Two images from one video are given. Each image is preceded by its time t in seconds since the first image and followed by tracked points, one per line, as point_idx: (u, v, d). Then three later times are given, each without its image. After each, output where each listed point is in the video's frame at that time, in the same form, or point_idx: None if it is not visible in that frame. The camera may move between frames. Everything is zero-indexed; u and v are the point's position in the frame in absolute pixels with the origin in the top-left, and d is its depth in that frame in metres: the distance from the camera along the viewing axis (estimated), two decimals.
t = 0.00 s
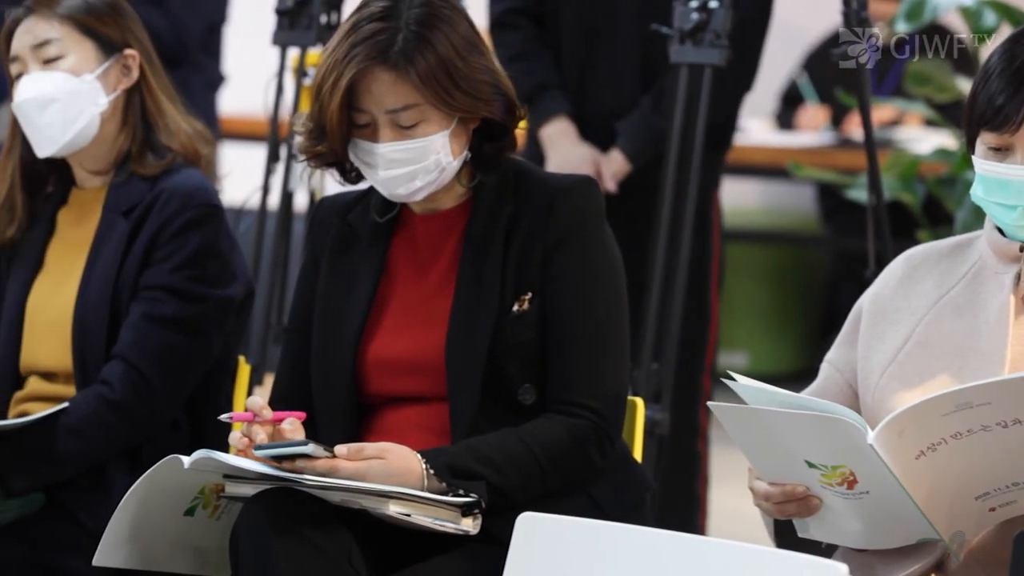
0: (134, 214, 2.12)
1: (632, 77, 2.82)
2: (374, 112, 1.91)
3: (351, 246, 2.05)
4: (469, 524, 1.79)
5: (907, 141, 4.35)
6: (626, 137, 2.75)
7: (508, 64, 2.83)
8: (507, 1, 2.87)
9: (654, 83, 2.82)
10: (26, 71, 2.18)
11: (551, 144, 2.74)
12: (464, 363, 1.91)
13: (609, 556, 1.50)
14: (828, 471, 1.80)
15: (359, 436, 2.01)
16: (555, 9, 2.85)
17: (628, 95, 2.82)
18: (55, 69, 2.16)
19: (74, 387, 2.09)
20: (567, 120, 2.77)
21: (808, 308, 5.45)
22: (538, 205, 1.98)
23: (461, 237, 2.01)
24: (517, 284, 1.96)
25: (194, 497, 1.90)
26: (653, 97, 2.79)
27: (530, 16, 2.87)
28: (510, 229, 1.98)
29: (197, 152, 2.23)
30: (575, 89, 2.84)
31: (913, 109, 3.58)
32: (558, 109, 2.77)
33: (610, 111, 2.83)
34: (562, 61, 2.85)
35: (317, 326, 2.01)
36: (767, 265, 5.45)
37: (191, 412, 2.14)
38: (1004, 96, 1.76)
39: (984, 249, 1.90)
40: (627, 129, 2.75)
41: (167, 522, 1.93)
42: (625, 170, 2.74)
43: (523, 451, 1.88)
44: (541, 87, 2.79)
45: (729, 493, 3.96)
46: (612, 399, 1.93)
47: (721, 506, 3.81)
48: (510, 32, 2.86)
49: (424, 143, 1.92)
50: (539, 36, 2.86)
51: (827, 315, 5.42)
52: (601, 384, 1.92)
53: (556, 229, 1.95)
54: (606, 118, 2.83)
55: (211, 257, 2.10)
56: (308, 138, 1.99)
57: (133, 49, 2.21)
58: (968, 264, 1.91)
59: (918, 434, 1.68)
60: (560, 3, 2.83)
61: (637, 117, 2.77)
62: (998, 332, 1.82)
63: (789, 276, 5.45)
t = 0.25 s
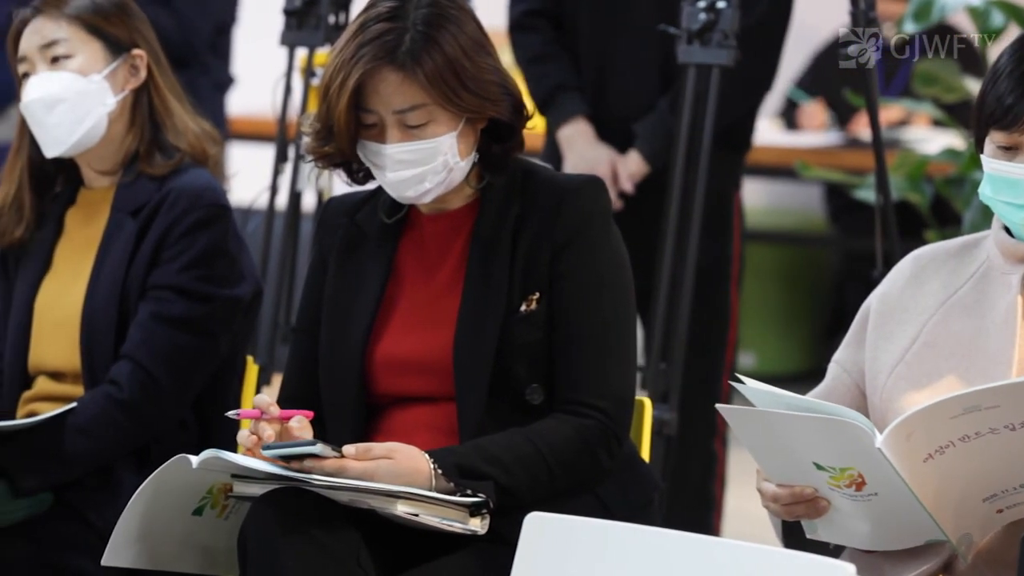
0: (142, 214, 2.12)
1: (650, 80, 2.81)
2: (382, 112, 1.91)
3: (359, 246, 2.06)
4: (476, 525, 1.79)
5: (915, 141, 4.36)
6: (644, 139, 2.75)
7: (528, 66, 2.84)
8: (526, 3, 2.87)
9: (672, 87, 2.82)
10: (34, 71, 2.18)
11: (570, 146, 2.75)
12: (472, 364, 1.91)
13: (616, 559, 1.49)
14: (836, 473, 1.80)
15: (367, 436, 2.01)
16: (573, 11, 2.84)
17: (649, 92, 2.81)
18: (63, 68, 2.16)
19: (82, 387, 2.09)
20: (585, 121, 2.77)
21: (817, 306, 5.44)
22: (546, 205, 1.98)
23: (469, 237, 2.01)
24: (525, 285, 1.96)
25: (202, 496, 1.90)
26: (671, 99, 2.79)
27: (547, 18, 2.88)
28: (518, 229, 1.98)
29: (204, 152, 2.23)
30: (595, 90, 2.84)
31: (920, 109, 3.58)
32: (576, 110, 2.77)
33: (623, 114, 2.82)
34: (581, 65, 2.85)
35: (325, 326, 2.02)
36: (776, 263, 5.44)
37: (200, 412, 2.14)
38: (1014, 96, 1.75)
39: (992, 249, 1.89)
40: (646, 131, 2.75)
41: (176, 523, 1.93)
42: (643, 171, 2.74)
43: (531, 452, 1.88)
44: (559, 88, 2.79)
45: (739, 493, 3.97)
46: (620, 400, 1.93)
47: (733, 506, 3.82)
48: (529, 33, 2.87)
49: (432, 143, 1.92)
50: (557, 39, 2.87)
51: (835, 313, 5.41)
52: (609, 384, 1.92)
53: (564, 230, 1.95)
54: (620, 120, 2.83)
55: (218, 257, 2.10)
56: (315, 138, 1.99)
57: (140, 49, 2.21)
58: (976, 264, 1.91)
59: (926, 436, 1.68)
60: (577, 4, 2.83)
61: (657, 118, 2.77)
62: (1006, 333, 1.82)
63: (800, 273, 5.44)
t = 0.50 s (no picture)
0: (153, 214, 2.12)
1: (663, 78, 2.81)
2: (392, 112, 1.91)
3: (369, 246, 2.06)
4: (486, 525, 1.80)
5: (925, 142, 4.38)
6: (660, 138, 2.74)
7: (544, 66, 2.85)
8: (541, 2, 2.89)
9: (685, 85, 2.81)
10: (44, 71, 2.19)
11: (583, 145, 2.75)
12: (482, 364, 1.91)
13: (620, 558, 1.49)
14: (848, 470, 1.80)
15: (377, 436, 2.01)
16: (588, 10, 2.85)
17: (663, 91, 2.81)
18: (73, 68, 2.17)
19: (93, 387, 2.09)
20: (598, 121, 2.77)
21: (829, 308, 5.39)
22: (557, 204, 1.98)
23: (479, 236, 2.01)
24: (535, 284, 1.96)
25: (212, 496, 1.89)
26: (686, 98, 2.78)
27: (563, 18, 2.89)
28: (528, 229, 1.98)
29: (215, 152, 2.23)
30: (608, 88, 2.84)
31: (931, 110, 3.57)
32: (589, 109, 2.77)
33: (632, 113, 2.82)
34: (595, 65, 2.85)
35: (336, 325, 2.02)
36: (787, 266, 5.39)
37: (211, 410, 2.15)
38: None
39: (1004, 249, 1.89)
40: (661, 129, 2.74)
41: (186, 522, 1.93)
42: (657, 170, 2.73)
43: (541, 451, 1.88)
44: (572, 88, 2.80)
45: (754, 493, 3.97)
46: (630, 400, 1.93)
47: (751, 506, 3.82)
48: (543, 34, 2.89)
49: (443, 142, 1.92)
50: (573, 38, 2.88)
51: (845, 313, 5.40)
52: (619, 384, 1.92)
53: (574, 229, 1.95)
54: (633, 120, 2.82)
55: (229, 257, 2.10)
56: (326, 138, 1.99)
57: (151, 49, 2.21)
58: (987, 263, 1.91)
59: (937, 434, 1.68)
60: (592, 3, 2.84)
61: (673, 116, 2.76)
62: (1017, 333, 1.82)
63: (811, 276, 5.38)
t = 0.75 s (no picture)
0: (167, 214, 2.12)
1: (670, 75, 2.82)
2: (406, 112, 1.91)
3: (383, 245, 2.06)
4: (499, 524, 1.79)
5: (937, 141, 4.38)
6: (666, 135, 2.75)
7: (551, 63, 2.85)
8: (549, 0, 2.88)
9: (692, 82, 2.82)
10: (59, 70, 2.19)
11: (589, 142, 2.76)
12: (496, 363, 1.91)
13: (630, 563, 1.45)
14: (861, 469, 1.80)
15: (391, 435, 2.01)
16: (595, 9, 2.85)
17: (670, 88, 2.82)
18: (88, 68, 2.17)
19: (107, 387, 2.09)
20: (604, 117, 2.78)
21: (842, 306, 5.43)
22: (570, 203, 1.98)
23: (493, 236, 2.01)
24: (549, 284, 1.96)
25: (225, 494, 1.90)
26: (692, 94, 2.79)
27: (571, 16, 2.89)
28: (541, 229, 1.98)
29: (230, 152, 2.23)
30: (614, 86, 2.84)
31: (944, 110, 3.58)
32: (596, 107, 2.78)
33: (645, 113, 2.82)
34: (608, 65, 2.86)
35: (349, 325, 2.02)
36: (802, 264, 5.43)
37: (224, 409, 2.15)
38: None
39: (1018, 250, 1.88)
40: (669, 127, 2.75)
41: (200, 521, 1.93)
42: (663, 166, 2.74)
43: (554, 451, 1.88)
44: (579, 86, 2.81)
45: (765, 492, 3.97)
46: (644, 399, 1.93)
47: (761, 505, 3.82)
48: (551, 31, 2.88)
49: (456, 142, 1.91)
50: (580, 37, 2.88)
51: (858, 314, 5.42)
52: (632, 384, 1.92)
53: (588, 229, 1.95)
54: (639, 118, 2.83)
55: (242, 257, 2.10)
56: (340, 137, 1.99)
57: (165, 48, 2.22)
58: (1001, 264, 1.90)
59: (951, 434, 1.68)
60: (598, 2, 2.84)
61: (678, 113, 2.76)
62: None
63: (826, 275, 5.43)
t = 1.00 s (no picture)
0: (174, 214, 2.12)
1: (660, 71, 2.86)
2: (414, 111, 1.91)
3: (390, 244, 2.06)
4: (506, 524, 1.79)
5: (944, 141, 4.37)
6: (658, 130, 2.79)
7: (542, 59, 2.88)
8: None
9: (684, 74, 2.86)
10: (66, 70, 2.20)
11: (582, 138, 2.79)
12: (503, 363, 1.91)
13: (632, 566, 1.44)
14: (866, 469, 1.80)
15: (398, 435, 2.01)
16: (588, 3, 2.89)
17: (660, 83, 2.86)
18: (95, 68, 2.18)
19: (115, 387, 2.09)
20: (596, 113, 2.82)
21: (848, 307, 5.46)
22: (577, 202, 1.98)
23: (499, 235, 2.01)
24: (556, 283, 1.96)
25: (233, 494, 1.90)
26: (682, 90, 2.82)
27: (564, 13, 2.93)
28: (548, 228, 1.98)
29: (237, 151, 2.23)
30: (607, 77, 2.88)
31: (951, 109, 3.57)
32: (587, 103, 2.82)
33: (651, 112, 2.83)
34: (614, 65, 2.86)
35: (356, 324, 2.02)
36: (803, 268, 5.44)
37: (231, 409, 2.15)
38: None
39: None
40: (660, 123, 2.78)
41: (207, 520, 1.93)
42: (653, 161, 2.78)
43: (560, 450, 1.88)
44: (577, 83, 2.82)
45: (766, 491, 3.97)
46: (650, 399, 1.93)
47: (761, 504, 3.82)
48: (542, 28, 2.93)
49: (464, 142, 1.91)
50: (574, 32, 2.92)
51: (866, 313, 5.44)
52: (639, 383, 1.92)
53: (595, 229, 1.95)
54: (630, 112, 2.87)
55: (249, 257, 2.10)
56: (348, 137, 1.99)
57: (173, 49, 2.23)
58: (1009, 263, 1.90)
59: (957, 434, 1.69)
60: None
61: (668, 108, 2.80)
62: None
63: (830, 277, 5.45)
